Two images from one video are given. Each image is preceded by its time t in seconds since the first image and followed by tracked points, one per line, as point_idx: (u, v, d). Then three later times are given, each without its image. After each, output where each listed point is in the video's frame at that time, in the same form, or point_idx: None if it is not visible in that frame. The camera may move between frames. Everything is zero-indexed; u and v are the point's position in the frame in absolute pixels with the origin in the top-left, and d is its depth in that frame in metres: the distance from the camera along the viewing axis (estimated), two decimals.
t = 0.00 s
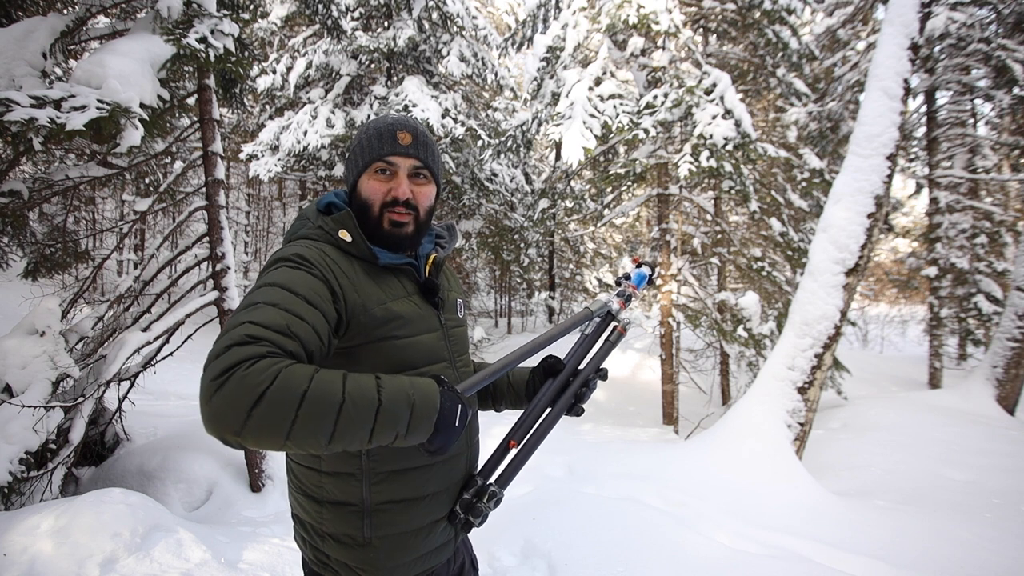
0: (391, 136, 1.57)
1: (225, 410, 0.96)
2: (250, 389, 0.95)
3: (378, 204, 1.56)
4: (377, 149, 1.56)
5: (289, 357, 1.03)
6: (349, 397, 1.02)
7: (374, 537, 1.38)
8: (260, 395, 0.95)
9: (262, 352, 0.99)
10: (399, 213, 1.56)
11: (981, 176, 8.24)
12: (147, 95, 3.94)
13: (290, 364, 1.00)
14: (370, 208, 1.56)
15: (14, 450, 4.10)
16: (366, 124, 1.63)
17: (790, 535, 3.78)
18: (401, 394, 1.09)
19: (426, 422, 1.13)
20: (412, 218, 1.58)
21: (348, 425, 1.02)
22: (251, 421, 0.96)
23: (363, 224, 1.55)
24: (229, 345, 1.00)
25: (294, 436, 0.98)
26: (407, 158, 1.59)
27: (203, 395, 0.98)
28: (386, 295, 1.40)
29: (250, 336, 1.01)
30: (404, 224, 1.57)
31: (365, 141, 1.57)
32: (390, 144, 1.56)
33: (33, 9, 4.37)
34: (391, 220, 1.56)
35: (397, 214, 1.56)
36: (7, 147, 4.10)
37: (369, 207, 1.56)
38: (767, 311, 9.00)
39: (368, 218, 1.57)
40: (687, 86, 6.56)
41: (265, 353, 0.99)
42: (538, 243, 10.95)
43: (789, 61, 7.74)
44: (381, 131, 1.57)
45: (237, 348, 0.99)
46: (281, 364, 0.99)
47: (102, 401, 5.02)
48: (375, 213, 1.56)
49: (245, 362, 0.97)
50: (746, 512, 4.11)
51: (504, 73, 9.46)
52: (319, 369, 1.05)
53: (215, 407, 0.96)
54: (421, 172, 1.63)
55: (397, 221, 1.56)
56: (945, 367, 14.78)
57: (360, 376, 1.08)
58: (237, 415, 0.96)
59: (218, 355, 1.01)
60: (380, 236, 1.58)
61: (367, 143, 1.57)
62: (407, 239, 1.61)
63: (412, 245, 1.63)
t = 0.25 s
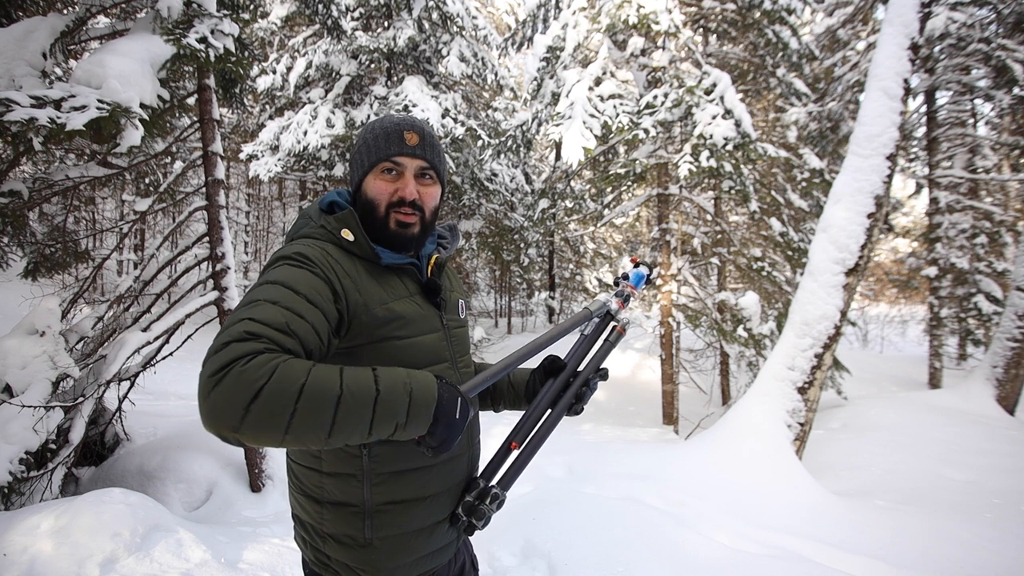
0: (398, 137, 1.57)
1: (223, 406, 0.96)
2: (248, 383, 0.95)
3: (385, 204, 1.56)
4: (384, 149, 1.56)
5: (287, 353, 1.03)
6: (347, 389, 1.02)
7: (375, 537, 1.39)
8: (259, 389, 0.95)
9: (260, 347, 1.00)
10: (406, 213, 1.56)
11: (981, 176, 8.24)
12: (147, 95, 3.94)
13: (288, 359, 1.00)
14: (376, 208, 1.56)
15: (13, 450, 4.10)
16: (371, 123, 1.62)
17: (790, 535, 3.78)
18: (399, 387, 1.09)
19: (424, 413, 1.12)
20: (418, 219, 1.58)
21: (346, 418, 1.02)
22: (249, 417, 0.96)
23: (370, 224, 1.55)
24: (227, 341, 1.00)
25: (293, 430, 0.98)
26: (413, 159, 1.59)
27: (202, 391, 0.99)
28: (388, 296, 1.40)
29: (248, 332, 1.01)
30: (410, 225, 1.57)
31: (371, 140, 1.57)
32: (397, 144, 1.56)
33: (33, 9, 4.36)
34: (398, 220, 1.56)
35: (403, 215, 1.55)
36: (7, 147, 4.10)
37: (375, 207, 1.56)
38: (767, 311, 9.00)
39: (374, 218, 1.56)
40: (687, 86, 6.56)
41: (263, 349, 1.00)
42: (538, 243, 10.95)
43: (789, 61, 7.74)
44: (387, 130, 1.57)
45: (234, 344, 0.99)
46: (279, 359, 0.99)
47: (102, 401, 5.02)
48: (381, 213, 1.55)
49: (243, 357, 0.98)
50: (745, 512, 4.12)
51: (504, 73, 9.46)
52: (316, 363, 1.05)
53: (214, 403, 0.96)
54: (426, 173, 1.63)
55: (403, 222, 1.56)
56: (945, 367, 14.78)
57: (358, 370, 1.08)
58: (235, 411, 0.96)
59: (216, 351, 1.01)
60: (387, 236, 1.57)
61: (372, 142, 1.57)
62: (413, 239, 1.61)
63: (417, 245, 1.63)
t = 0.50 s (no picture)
0: (408, 136, 1.57)
1: (229, 405, 0.96)
2: (253, 382, 0.95)
3: (393, 202, 1.55)
4: (394, 148, 1.55)
5: (292, 352, 1.04)
6: (351, 385, 1.02)
7: (378, 538, 1.39)
8: (264, 388, 0.95)
9: (265, 346, 1.00)
10: (414, 212, 1.56)
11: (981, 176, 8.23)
12: (146, 95, 3.94)
13: (292, 357, 1.00)
14: (384, 207, 1.55)
15: (13, 450, 4.10)
16: (379, 121, 1.61)
17: (790, 535, 3.78)
18: (403, 382, 1.09)
19: (429, 408, 1.12)
20: (426, 218, 1.59)
21: (351, 415, 1.02)
22: (254, 416, 0.96)
23: (377, 222, 1.54)
24: (232, 341, 1.00)
25: (298, 427, 0.98)
26: (423, 158, 1.60)
27: (207, 391, 0.98)
28: (390, 295, 1.40)
29: (252, 331, 1.01)
30: (418, 224, 1.57)
31: (380, 138, 1.56)
32: (407, 144, 1.56)
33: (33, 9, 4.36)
34: (406, 219, 1.56)
35: (412, 214, 1.55)
36: (7, 147, 4.10)
37: (383, 205, 1.55)
38: (767, 311, 9.00)
39: (382, 217, 1.56)
40: (687, 86, 6.56)
41: (268, 348, 1.00)
42: (538, 243, 10.94)
43: (789, 61, 7.74)
44: (397, 129, 1.57)
45: (239, 343, 0.99)
46: (283, 357, 0.99)
47: (102, 401, 5.02)
48: (390, 212, 1.55)
49: (248, 356, 0.98)
50: (746, 512, 4.11)
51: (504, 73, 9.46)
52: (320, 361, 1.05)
53: (219, 403, 0.97)
54: (434, 173, 1.64)
55: (411, 221, 1.56)
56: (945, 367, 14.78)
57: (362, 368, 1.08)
58: (241, 410, 0.96)
59: (220, 350, 1.01)
60: (395, 235, 1.57)
61: (381, 140, 1.56)
62: (420, 238, 1.61)
63: (423, 244, 1.63)
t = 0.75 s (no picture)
0: (417, 138, 1.58)
1: (242, 416, 0.96)
2: (265, 392, 0.95)
3: (402, 203, 1.55)
4: (404, 149, 1.55)
5: (300, 361, 1.04)
6: (359, 390, 1.03)
7: (381, 537, 1.39)
8: (276, 398, 0.96)
9: (274, 357, 1.00)
10: (422, 213, 1.57)
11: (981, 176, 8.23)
12: (146, 95, 3.94)
13: (301, 366, 1.01)
14: (393, 207, 1.55)
15: (13, 450, 4.10)
16: (386, 119, 1.60)
17: (790, 535, 3.78)
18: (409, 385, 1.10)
19: (434, 411, 1.14)
20: (432, 219, 1.60)
21: (362, 421, 1.03)
22: (267, 426, 0.96)
23: (386, 222, 1.54)
24: (241, 352, 1.00)
25: (311, 434, 0.99)
26: (430, 160, 1.61)
27: (218, 404, 0.99)
28: (391, 295, 1.40)
29: (261, 342, 1.01)
30: (425, 224, 1.58)
31: (389, 137, 1.55)
32: (416, 145, 1.57)
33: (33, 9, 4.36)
34: (414, 219, 1.56)
35: (420, 214, 1.56)
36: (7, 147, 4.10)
37: (391, 206, 1.55)
38: (767, 311, 9.00)
39: (390, 217, 1.55)
40: (687, 86, 6.56)
41: (279, 357, 1.00)
42: (538, 243, 10.93)
43: (789, 61, 7.74)
44: (407, 130, 1.57)
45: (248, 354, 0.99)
46: (294, 366, 1.00)
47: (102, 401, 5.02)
48: (398, 212, 1.55)
49: (258, 367, 0.98)
50: (746, 512, 4.12)
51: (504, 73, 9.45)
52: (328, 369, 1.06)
53: (231, 415, 0.97)
54: (440, 174, 1.65)
55: (419, 221, 1.57)
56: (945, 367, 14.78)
57: (368, 374, 1.09)
58: (253, 421, 0.96)
59: (229, 362, 1.01)
60: (402, 235, 1.57)
61: (391, 140, 1.55)
62: (425, 237, 1.61)
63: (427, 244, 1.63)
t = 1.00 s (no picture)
0: (443, 145, 1.60)
1: (260, 435, 0.99)
2: (281, 410, 0.97)
3: (433, 209, 1.57)
4: (436, 156, 1.56)
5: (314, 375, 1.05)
6: (371, 403, 1.06)
7: (384, 537, 1.39)
8: (293, 416, 0.98)
9: (289, 374, 1.01)
10: (446, 217, 1.63)
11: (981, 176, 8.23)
12: (146, 95, 3.94)
13: (316, 382, 1.03)
14: (424, 213, 1.55)
15: (13, 450, 4.10)
16: (406, 122, 1.56)
17: (790, 535, 3.78)
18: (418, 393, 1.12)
19: (444, 414, 1.14)
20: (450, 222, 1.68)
21: (375, 428, 1.06)
22: (286, 441, 0.99)
23: (416, 226, 1.54)
24: (257, 369, 1.01)
25: (327, 449, 1.02)
26: (451, 166, 1.66)
27: (236, 422, 1.01)
28: (393, 295, 1.39)
29: (275, 359, 1.02)
30: (446, 228, 1.65)
31: (419, 143, 1.53)
32: (444, 152, 1.59)
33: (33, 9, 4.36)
34: (440, 224, 1.61)
35: (445, 219, 1.63)
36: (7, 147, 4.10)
37: (422, 211, 1.55)
38: (767, 311, 9.00)
39: (420, 222, 1.56)
40: (687, 86, 6.56)
41: (294, 375, 1.01)
42: (538, 243, 10.92)
43: (789, 61, 7.75)
44: (434, 137, 1.58)
45: (263, 373, 1.01)
46: (309, 383, 1.01)
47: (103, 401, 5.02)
48: (430, 218, 1.57)
49: (274, 386, 0.99)
50: (746, 512, 4.12)
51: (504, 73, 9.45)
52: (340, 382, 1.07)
53: (250, 433, 0.99)
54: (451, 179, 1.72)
55: (442, 226, 1.63)
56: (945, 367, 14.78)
57: (378, 385, 1.11)
58: (272, 439, 0.99)
59: (245, 380, 1.01)
60: (428, 239, 1.59)
61: (423, 146, 1.54)
62: (443, 240, 1.67)
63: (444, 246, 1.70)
